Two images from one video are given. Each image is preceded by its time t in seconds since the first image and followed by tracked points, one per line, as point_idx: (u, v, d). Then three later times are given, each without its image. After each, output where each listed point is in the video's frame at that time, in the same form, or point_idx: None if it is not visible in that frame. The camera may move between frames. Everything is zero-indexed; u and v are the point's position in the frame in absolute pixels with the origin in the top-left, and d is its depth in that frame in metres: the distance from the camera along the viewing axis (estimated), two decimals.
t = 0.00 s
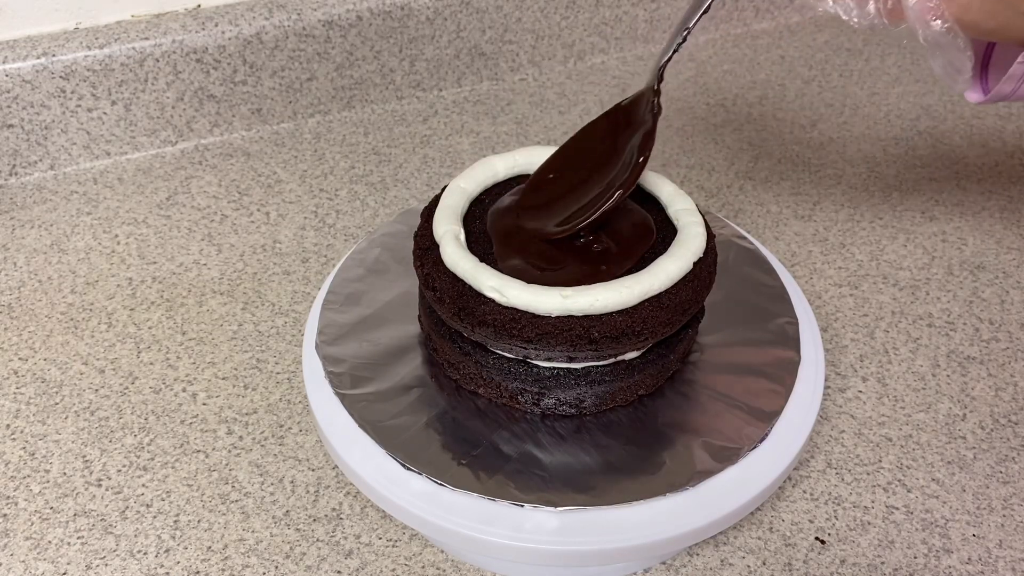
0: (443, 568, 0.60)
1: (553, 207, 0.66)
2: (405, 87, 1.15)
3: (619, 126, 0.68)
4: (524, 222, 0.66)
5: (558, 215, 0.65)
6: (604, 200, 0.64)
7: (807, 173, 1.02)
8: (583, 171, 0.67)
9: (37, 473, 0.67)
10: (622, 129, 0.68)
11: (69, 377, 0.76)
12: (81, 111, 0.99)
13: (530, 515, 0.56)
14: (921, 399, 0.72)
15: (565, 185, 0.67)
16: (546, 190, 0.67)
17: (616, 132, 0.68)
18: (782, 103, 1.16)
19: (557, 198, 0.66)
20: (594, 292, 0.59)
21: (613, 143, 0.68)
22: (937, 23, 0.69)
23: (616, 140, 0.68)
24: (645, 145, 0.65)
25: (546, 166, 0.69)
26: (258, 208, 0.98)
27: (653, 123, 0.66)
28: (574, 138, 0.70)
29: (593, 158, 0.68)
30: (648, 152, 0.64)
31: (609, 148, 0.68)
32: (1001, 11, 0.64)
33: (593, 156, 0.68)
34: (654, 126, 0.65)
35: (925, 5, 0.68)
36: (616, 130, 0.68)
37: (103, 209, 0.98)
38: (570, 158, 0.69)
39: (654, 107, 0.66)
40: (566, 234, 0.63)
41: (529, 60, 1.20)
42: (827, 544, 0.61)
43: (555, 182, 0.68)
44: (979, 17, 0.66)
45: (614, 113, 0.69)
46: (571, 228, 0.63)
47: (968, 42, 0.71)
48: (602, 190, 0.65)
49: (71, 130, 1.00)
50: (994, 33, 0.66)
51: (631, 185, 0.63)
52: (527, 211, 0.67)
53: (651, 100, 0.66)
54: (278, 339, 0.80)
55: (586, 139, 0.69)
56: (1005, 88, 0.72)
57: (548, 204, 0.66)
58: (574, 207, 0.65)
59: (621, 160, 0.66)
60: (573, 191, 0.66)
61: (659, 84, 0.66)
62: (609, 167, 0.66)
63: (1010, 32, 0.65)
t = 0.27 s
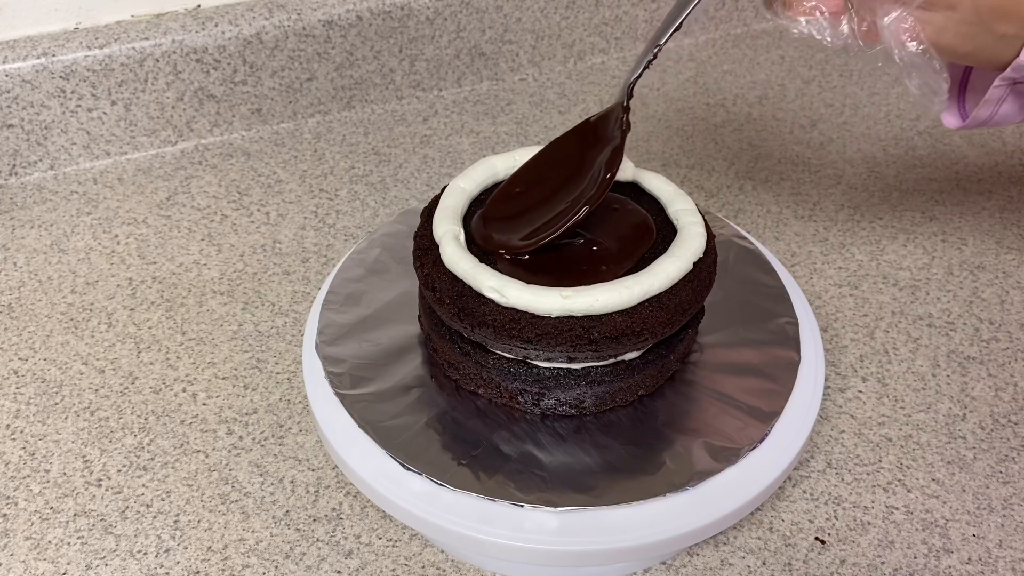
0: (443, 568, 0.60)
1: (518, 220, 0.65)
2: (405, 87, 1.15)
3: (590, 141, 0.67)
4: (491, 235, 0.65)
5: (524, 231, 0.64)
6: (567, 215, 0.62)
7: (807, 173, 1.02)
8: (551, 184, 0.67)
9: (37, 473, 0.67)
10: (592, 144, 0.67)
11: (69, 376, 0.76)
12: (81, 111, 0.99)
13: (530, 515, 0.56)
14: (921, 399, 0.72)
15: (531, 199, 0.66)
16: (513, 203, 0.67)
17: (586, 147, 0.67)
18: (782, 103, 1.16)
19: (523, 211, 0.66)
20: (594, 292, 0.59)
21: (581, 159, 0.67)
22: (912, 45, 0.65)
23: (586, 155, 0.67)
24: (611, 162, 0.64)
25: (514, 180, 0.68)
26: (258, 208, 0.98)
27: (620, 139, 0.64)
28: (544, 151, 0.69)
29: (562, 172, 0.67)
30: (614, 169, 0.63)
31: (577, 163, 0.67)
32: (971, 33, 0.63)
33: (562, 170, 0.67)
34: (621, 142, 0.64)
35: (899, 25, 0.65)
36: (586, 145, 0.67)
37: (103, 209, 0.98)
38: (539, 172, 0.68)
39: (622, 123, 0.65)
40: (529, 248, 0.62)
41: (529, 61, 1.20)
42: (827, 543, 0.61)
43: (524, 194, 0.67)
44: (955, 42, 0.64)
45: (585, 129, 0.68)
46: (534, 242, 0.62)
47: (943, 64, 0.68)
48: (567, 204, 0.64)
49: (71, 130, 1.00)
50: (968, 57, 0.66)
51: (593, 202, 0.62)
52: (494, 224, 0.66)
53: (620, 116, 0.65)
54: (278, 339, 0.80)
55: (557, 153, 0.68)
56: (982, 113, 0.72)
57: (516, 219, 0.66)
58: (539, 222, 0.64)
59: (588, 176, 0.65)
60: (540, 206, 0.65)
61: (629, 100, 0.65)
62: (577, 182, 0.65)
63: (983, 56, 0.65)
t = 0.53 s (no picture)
0: (443, 568, 0.60)
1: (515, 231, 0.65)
2: (405, 87, 1.15)
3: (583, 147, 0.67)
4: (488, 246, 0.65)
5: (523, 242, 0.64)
6: (565, 226, 0.62)
7: (807, 173, 1.02)
8: (545, 193, 0.66)
9: (37, 473, 0.67)
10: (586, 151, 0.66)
11: (69, 377, 0.76)
12: (81, 111, 0.99)
13: (530, 515, 0.56)
14: (921, 399, 0.72)
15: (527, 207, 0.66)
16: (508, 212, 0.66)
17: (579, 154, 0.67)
18: (782, 103, 1.16)
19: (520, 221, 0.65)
20: (594, 292, 0.59)
21: (574, 166, 0.66)
22: (910, 45, 0.66)
23: (580, 162, 0.66)
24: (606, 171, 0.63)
25: (507, 187, 0.68)
26: (258, 208, 0.98)
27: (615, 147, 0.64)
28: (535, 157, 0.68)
29: (556, 180, 0.67)
30: (610, 177, 0.63)
31: (571, 170, 0.66)
32: (971, 32, 0.64)
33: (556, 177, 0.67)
34: (616, 149, 0.64)
35: (899, 26, 0.65)
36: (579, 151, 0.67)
37: (103, 209, 0.98)
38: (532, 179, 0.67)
39: (616, 129, 0.65)
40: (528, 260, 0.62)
41: (529, 60, 1.20)
42: (827, 543, 0.61)
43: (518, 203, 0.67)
44: (954, 40, 0.65)
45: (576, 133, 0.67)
46: (534, 254, 0.62)
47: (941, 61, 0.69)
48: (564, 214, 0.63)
49: (71, 130, 1.00)
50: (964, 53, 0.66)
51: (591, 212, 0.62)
52: (490, 234, 0.66)
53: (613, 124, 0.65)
54: (278, 339, 0.80)
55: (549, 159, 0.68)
56: (977, 110, 0.71)
57: (512, 229, 0.65)
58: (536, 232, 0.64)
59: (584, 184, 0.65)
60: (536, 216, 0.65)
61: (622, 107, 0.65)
62: (572, 191, 0.65)
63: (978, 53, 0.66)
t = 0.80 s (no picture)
0: (443, 568, 0.60)
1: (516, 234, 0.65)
2: (405, 87, 1.15)
3: (578, 142, 0.66)
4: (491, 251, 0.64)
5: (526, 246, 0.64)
6: (570, 229, 0.63)
7: (807, 173, 1.02)
8: (543, 191, 0.65)
9: (37, 473, 0.67)
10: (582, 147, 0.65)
11: (69, 376, 0.76)
12: (81, 111, 0.99)
13: (530, 515, 0.56)
14: (921, 399, 0.72)
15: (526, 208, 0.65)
16: (506, 214, 0.65)
17: (575, 151, 0.66)
18: (782, 103, 1.16)
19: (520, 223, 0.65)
20: (594, 292, 0.59)
21: (571, 164, 0.65)
22: (907, 31, 0.69)
23: (576, 160, 0.65)
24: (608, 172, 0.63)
25: (502, 188, 0.66)
26: (258, 208, 0.98)
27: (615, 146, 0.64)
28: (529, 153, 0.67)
29: (554, 177, 0.66)
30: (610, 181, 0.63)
31: (568, 168, 0.66)
32: (967, 15, 0.67)
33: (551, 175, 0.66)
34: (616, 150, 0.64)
35: (897, 18, 0.68)
36: (574, 148, 0.66)
37: (103, 209, 0.98)
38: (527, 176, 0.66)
39: (614, 128, 0.64)
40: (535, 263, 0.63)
41: (529, 61, 1.20)
42: (827, 544, 0.61)
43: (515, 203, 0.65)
44: (950, 24, 0.68)
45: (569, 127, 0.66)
46: (540, 257, 0.63)
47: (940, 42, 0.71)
48: (566, 217, 0.64)
49: (71, 130, 1.00)
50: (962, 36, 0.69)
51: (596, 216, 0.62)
52: (490, 239, 0.65)
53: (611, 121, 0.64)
54: (278, 339, 0.80)
55: (545, 155, 0.66)
56: (971, 93, 0.74)
57: (513, 229, 0.65)
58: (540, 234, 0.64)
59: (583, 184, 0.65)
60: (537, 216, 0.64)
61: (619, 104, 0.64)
62: (572, 190, 0.65)
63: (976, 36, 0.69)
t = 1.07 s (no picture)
0: (443, 568, 0.60)
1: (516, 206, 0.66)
2: (405, 87, 1.15)
3: (577, 117, 0.67)
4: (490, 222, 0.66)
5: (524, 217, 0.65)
6: (565, 202, 0.64)
7: (807, 173, 1.02)
8: (543, 166, 0.67)
9: (37, 473, 0.67)
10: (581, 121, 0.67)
11: (69, 376, 0.76)
12: (81, 111, 0.99)
13: (530, 515, 0.56)
14: (921, 399, 0.72)
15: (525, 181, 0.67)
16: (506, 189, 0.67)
17: (575, 126, 0.67)
18: (782, 103, 1.16)
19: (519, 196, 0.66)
20: (594, 292, 0.59)
21: (571, 139, 0.67)
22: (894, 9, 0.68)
23: (575, 135, 0.67)
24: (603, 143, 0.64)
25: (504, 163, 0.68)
26: (258, 208, 0.98)
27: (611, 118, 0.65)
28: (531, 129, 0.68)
29: (553, 152, 0.67)
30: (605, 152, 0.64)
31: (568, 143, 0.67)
32: None
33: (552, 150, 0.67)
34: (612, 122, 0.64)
35: None
36: (573, 123, 0.67)
37: (103, 209, 0.98)
38: (529, 151, 0.68)
39: (612, 101, 0.65)
40: (532, 234, 0.64)
41: (529, 61, 1.20)
42: (827, 544, 0.61)
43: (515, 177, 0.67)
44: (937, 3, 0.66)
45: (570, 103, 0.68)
46: (536, 227, 0.64)
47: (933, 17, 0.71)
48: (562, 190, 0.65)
49: (71, 130, 1.00)
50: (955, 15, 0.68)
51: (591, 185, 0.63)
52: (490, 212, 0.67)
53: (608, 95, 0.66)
54: (278, 339, 0.80)
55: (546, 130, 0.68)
56: (965, 73, 0.75)
57: (512, 202, 0.66)
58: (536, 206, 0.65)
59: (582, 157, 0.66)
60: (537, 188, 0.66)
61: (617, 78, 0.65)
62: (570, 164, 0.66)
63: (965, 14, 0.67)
